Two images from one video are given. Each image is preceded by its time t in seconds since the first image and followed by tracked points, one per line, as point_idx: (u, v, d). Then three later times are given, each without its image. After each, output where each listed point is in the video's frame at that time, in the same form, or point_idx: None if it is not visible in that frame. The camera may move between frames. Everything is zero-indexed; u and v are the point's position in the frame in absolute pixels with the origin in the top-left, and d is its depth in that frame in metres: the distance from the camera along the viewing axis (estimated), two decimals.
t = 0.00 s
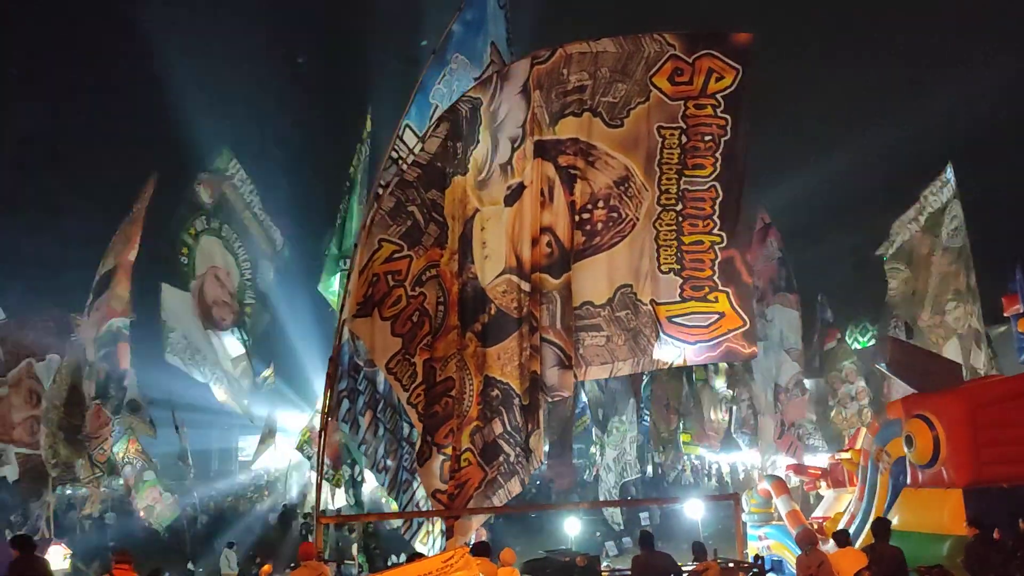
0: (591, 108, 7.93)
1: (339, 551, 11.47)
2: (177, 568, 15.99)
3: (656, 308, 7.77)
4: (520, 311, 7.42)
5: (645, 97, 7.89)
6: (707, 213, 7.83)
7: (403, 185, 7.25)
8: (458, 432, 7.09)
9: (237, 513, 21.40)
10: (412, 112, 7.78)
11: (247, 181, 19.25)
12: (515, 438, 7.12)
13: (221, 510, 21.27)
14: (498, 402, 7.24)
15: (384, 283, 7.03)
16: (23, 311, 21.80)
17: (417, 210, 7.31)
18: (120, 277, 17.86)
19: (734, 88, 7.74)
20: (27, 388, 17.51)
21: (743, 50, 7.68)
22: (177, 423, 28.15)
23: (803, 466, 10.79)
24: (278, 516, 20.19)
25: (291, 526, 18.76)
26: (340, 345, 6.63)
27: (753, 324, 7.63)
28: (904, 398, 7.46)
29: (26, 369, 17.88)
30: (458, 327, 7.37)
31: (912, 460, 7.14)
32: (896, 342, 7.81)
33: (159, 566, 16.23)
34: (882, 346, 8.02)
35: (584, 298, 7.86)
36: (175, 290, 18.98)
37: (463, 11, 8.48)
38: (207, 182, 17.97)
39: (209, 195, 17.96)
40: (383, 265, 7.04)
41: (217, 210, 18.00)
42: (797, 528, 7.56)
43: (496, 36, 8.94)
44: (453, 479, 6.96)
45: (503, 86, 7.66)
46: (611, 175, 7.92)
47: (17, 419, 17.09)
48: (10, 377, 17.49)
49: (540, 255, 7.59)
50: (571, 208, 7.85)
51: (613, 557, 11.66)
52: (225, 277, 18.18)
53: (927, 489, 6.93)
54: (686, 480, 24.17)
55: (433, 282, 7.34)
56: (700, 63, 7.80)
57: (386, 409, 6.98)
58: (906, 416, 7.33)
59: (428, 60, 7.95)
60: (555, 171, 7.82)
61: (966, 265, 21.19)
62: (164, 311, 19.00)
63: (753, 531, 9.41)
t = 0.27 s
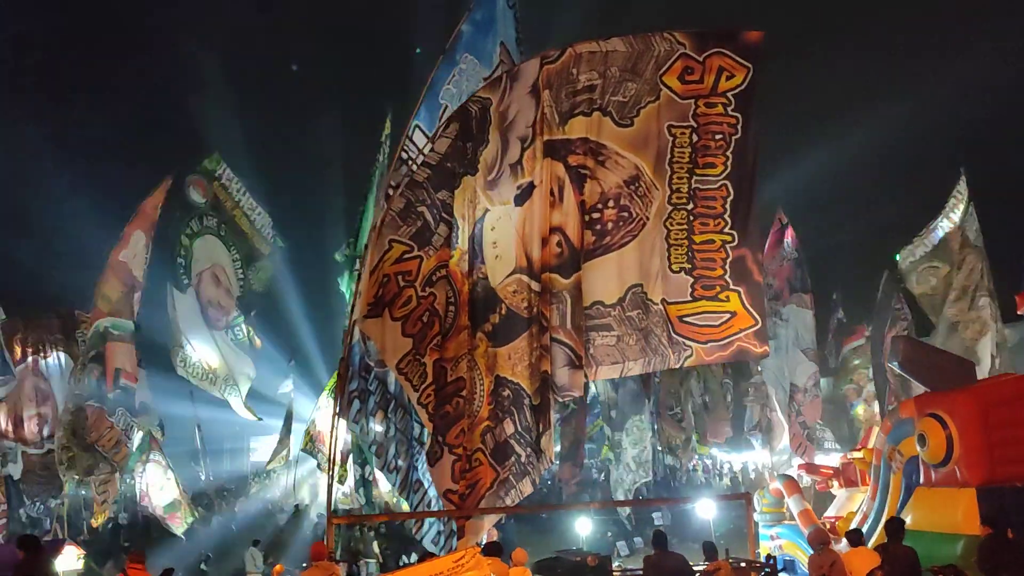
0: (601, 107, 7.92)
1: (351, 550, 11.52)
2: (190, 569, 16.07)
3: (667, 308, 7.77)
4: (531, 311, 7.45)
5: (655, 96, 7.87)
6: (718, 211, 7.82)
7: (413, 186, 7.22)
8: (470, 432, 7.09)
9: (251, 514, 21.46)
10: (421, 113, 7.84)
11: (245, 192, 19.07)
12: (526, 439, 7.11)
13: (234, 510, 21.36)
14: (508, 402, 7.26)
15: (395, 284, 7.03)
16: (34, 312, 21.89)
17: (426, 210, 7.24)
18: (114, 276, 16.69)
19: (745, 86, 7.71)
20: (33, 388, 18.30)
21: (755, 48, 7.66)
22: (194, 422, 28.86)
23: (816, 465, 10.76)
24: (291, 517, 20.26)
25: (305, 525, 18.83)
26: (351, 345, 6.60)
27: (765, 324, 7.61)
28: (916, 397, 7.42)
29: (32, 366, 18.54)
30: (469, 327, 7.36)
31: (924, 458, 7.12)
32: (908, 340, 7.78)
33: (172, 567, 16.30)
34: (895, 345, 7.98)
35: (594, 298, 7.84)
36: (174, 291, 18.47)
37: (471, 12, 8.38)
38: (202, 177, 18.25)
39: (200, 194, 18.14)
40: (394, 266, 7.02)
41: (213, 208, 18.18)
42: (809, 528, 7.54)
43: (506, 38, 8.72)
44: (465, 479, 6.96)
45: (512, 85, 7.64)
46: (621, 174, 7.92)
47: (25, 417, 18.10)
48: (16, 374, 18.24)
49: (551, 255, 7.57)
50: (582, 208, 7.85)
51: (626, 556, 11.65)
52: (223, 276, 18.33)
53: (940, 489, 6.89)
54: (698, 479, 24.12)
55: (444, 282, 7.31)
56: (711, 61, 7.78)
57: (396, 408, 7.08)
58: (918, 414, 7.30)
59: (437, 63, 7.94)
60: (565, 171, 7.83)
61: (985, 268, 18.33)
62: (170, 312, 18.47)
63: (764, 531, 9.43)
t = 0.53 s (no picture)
0: (612, 107, 7.91)
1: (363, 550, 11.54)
2: (204, 569, 16.13)
3: (679, 307, 7.75)
4: (543, 311, 7.38)
5: (666, 96, 7.86)
6: (730, 211, 7.78)
7: (423, 186, 7.36)
8: (482, 432, 7.07)
9: (264, 514, 21.54)
10: (431, 113, 7.65)
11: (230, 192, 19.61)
12: (537, 438, 7.00)
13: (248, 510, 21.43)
14: (521, 403, 7.16)
15: (406, 283, 7.13)
16: (48, 312, 22.04)
17: (438, 210, 7.38)
18: (110, 278, 17.43)
19: (757, 85, 7.75)
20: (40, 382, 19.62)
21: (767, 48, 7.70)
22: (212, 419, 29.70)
23: (829, 465, 10.72)
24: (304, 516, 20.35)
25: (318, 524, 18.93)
26: (362, 345, 6.79)
27: (779, 322, 7.59)
28: (930, 396, 7.39)
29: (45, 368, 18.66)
30: (481, 327, 7.37)
31: (939, 458, 7.11)
32: (923, 340, 7.75)
33: (186, 567, 16.37)
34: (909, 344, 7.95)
35: (606, 298, 7.85)
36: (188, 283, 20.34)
37: (483, 12, 8.19)
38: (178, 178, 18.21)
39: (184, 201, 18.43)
40: (405, 266, 7.13)
41: (206, 207, 19.35)
42: (823, 528, 7.49)
43: (518, 38, 8.75)
44: (478, 479, 6.96)
45: (523, 85, 7.64)
46: (632, 174, 7.91)
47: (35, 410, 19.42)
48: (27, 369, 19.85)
49: (563, 255, 7.49)
50: (593, 207, 7.82)
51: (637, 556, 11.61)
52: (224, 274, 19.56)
53: (955, 488, 6.87)
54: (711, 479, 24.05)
55: (455, 282, 7.36)
56: (722, 61, 7.79)
57: (410, 409, 6.98)
58: (933, 414, 7.27)
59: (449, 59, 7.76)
60: (576, 171, 7.77)
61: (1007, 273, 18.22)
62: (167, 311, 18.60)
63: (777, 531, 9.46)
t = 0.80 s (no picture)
0: (626, 105, 7.90)
1: (378, 549, 11.56)
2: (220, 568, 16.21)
3: (694, 306, 7.73)
4: (557, 310, 7.43)
5: (680, 94, 7.83)
6: (745, 209, 7.76)
7: (438, 185, 7.22)
8: (497, 431, 7.06)
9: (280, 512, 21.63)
10: (446, 114, 7.35)
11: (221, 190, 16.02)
12: (551, 437, 7.06)
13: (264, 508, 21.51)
14: (535, 402, 7.20)
15: (420, 284, 7.03)
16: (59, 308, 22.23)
17: (452, 210, 7.30)
18: (110, 278, 15.87)
19: (772, 83, 7.66)
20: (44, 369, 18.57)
21: (782, 45, 7.59)
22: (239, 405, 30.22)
23: (846, 464, 10.65)
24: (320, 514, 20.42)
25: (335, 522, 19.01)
26: (379, 345, 6.69)
27: (795, 321, 7.54)
28: (947, 395, 7.32)
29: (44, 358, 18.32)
30: (495, 326, 7.35)
31: (957, 458, 7.04)
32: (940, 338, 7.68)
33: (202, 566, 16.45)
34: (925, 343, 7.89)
35: (620, 297, 7.81)
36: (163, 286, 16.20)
37: (494, 11, 7.89)
38: (179, 168, 15.73)
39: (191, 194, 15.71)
40: (419, 266, 7.02)
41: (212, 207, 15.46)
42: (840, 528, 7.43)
43: (529, 36, 8.33)
44: (492, 479, 6.95)
45: (537, 84, 7.65)
46: (647, 173, 7.89)
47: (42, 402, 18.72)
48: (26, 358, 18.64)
49: (576, 254, 7.56)
50: (607, 206, 7.84)
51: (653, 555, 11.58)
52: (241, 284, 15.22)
53: (973, 488, 6.81)
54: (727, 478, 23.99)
55: (469, 282, 7.30)
56: (737, 58, 7.73)
57: (422, 407, 7.20)
58: (951, 413, 7.20)
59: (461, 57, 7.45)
60: (590, 171, 7.79)
61: None
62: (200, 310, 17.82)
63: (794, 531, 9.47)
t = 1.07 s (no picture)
0: (641, 103, 7.86)
1: (394, 548, 11.60)
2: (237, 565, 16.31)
3: (709, 305, 7.68)
4: (572, 309, 7.43)
5: (694, 92, 7.76)
6: (761, 207, 7.69)
7: (452, 184, 7.20)
8: (511, 430, 7.08)
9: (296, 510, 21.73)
10: (458, 112, 7.25)
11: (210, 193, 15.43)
12: (565, 435, 7.07)
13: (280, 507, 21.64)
14: (549, 402, 7.21)
15: (435, 282, 7.04)
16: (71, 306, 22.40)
17: (466, 210, 7.32)
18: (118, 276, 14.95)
19: (787, 79, 7.59)
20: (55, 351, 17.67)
21: (798, 40, 7.57)
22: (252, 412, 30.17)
23: (862, 463, 10.60)
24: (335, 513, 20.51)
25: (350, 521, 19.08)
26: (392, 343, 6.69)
27: (810, 320, 7.52)
28: (966, 393, 7.27)
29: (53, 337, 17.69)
30: (510, 325, 7.36)
31: (976, 457, 6.99)
32: (958, 336, 7.63)
33: (219, 563, 16.55)
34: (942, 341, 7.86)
35: (635, 296, 7.80)
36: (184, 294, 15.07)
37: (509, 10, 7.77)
38: (174, 161, 14.87)
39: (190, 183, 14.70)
40: (433, 265, 7.04)
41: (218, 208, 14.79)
42: (857, 528, 7.40)
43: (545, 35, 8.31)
44: (508, 478, 6.96)
45: (550, 83, 7.65)
46: (661, 171, 7.85)
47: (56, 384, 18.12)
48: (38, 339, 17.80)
49: (590, 253, 7.57)
50: (621, 204, 7.84)
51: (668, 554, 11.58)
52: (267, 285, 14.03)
53: (992, 486, 6.78)
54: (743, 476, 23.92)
55: (483, 280, 7.33)
56: (752, 55, 7.65)
57: (440, 407, 7.03)
58: (970, 411, 7.15)
59: (476, 57, 7.30)
60: (604, 168, 7.84)
61: None
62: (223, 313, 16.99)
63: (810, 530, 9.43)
